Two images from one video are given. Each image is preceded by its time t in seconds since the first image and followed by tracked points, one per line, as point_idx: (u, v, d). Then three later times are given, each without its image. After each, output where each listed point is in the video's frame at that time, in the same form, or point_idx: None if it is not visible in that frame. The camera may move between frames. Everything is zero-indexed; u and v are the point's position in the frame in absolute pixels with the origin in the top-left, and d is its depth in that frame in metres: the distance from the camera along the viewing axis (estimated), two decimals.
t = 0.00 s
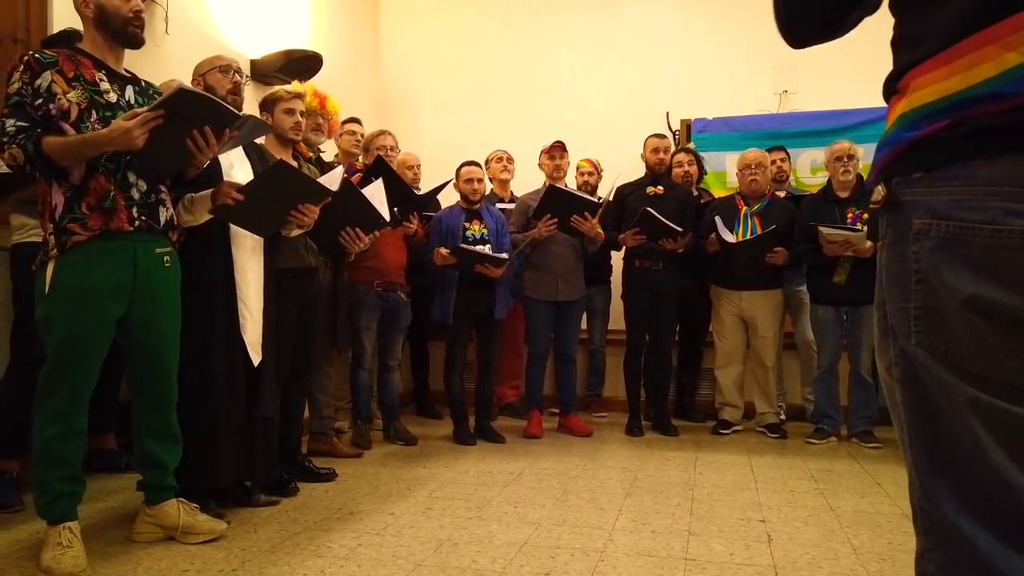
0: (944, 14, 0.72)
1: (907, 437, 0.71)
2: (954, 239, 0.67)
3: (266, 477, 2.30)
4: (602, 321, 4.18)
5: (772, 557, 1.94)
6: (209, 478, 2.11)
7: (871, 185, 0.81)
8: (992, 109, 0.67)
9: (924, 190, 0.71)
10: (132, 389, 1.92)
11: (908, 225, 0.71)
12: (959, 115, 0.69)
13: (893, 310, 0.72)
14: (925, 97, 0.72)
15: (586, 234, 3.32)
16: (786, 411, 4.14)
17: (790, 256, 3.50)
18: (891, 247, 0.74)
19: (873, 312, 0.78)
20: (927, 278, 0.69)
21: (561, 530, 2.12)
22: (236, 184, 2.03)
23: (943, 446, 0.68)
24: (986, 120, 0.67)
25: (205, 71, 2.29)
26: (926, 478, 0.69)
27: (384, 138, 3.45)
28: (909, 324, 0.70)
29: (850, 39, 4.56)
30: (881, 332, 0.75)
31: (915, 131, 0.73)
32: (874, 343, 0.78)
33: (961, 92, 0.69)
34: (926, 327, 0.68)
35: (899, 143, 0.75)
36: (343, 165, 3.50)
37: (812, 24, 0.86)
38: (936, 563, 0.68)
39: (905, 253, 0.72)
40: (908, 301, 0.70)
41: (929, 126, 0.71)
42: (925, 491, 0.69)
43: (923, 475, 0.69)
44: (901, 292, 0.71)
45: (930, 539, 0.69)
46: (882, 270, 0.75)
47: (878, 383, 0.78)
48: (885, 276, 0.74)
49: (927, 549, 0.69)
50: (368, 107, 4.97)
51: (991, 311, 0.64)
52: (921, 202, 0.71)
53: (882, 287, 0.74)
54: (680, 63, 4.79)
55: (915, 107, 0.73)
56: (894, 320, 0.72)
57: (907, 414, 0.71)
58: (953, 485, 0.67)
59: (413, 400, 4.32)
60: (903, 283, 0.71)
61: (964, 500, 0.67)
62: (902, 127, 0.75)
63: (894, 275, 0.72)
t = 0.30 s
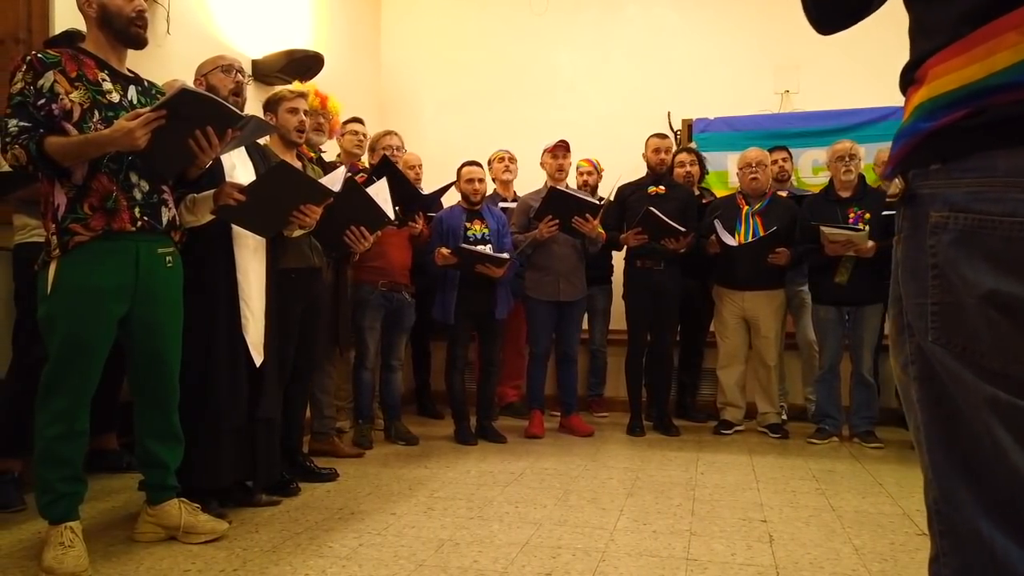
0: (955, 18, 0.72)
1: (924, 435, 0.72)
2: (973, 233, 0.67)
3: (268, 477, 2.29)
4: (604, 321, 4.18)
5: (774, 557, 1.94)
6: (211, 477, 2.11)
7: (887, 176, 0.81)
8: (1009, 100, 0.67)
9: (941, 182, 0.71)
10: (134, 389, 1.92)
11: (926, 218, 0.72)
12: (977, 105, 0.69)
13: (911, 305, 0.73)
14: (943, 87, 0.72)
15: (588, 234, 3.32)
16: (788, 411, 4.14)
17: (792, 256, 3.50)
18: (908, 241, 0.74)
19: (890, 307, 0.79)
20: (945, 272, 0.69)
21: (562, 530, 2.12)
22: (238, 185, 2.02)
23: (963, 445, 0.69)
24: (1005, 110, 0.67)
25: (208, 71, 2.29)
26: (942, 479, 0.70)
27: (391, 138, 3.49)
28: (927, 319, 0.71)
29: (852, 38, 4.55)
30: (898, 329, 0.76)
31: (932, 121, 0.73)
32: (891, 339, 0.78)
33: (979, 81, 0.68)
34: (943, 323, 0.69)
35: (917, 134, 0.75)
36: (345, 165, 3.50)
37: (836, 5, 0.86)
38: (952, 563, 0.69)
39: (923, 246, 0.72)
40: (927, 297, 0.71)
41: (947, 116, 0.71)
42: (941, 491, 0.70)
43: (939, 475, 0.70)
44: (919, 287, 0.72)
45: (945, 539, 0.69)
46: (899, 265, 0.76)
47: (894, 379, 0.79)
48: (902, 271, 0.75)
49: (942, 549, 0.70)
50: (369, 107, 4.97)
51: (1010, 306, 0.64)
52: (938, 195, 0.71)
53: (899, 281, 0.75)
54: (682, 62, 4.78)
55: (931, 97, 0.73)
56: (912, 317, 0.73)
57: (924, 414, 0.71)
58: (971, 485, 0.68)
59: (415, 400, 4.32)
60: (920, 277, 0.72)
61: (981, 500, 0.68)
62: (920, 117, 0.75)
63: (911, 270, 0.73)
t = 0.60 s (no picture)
0: (956, 20, 0.72)
1: (928, 435, 0.72)
2: (977, 232, 0.67)
3: (269, 477, 2.29)
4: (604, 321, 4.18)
5: (775, 557, 1.94)
6: (212, 477, 2.11)
7: (892, 175, 0.81)
8: (1012, 98, 0.66)
9: (944, 182, 0.71)
10: (136, 389, 1.92)
11: (929, 217, 0.72)
12: (981, 104, 0.68)
13: (915, 305, 0.73)
14: (948, 85, 0.72)
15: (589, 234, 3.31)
16: (789, 411, 4.14)
17: (793, 255, 3.49)
18: (911, 240, 0.74)
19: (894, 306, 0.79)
20: (948, 272, 0.69)
21: (564, 530, 2.13)
22: (239, 186, 2.01)
23: (966, 444, 0.69)
24: (1007, 109, 0.67)
25: (210, 71, 2.29)
26: (946, 480, 0.70)
27: (393, 138, 3.48)
28: (930, 319, 0.71)
29: (853, 38, 4.55)
30: (902, 328, 0.76)
31: (936, 120, 0.73)
32: (896, 338, 0.78)
33: (984, 80, 0.68)
34: (947, 323, 0.69)
35: (922, 132, 0.74)
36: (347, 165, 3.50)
37: None
38: (956, 563, 0.69)
39: (926, 246, 0.72)
40: (930, 297, 0.71)
41: (951, 115, 0.71)
42: (945, 492, 0.70)
43: (943, 476, 0.70)
44: (922, 287, 0.72)
45: (950, 539, 0.70)
46: (902, 264, 0.76)
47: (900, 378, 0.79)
48: (906, 270, 0.75)
49: (946, 549, 0.70)
50: (369, 107, 4.97)
51: (1014, 306, 0.64)
52: (941, 195, 0.71)
53: (902, 281, 0.75)
54: (682, 62, 4.78)
55: (935, 96, 0.73)
56: (916, 316, 0.73)
57: (929, 415, 0.72)
58: (975, 486, 0.68)
59: (416, 400, 4.32)
60: (924, 276, 0.72)
61: (984, 501, 0.68)
62: (924, 116, 0.75)
63: (914, 270, 0.73)
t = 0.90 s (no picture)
0: (957, 21, 0.72)
1: (929, 436, 0.72)
2: (975, 233, 0.67)
3: (270, 477, 2.29)
4: (605, 321, 4.18)
5: (775, 557, 1.94)
6: (213, 477, 2.11)
7: (894, 175, 0.82)
8: (1011, 99, 0.66)
9: (944, 182, 0.71)
10: (137, 389, 1.92)
11: (928, 218, 0.72)
12: (981, 105, 0.68)
13: (915, 306, 0.73)
14: (946, 87, 0.72)
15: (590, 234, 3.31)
16: (790, 411, 4.14)
17: (794, 254, 3.49)
18: (911, 241, 0.74)
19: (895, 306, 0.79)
20: (946, 272, 0.69)
21: (564, 530, 2.13)
22: (240, 185, 2.02)
23: (966, 444, 0.69)
24: (1006, 110, 0.66)
25: (212, 71, 2.29)
26: (946, 481, 0.70)
27: (395, 138, 3.48)
28: (929, 320, 0.71)
29: (854, 38, 4.55)
30: (903, 328, 0.77)
31: (936, 120, 0.73)
32: (898, 338, 0.78)
33: (984, 80, 0.68)
34: (946, 323, 0.69)
35: (921, 133, 0.75)
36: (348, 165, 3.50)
37: None
38: (957, 564, 0.69)
39: (925, 246, 0.72)
40: (929, 298, 0.71)
41: (951, 115, 0.71)
42: (947, 493, 0.70)
43: (943, 477, 0.70)
44: (922, 287, 0.72)
45: (949, 538, 0.70)
46: (903, 264, 0.76)
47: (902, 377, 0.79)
48: (906, 271, 0.75)
49: (947, 550, 0.70)
50: (370, 107, 4.98)
51: (1011, 306, 0.64)
52: (940, 196, 0.71)
53: (902, 282, 0.75)
54: (683, 62, 4.78)
55: (935, 96, 0.73)
56: (916, 317, 0.73)
57: (930, 415, 0.72)
58: (975, 487, 0.68)
59: (417, 400, 4.32)
60: (923, 276, 0.72)
61: (986, 502, 0.67)
62: (925, 116, 0.75)
63: (913, 271, 0.73)
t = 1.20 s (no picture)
0: (957, 22, 0.72)
1: (930, 435, 0.73)
2: (974, 233, 0.67)
3: (270, 477, 2.29)
4: (605, 321, 4.18)
5: (776, 558, 1.93)
6: (213, 478, 2.11)
7: (897, 174, 0.82)
8: (1011, 100, 0.66)
9: (944, 182, 0.71)
10: (137, 389, 1.92)
11: (928, 218, 0.72)
12: (981, 105, 0.68)
13: (915, 305, 0.73)
14: (947, 87, 0.72)
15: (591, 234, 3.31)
16: (790, 411, 4.14)
17: (794, 254, 3.49)
18: (911, 242, 0.74)
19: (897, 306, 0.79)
20: (947, 271, 0.69)
21: (564, 530, 2.13)
22: (242, 185, 2.02)
23: (966, 444, 0.69)
24: (1006, 110, 0.66)
25: (214, 71, 2.29)
26: (947, 480, 0.70)
27: (393, 138, 3.48)
28: (930, 319, 0.71)
29: (855, 38, 4.55)
30: (904, 328, 0.77)
31: (937, 120, 0.73)
32: (900, 337, 0.78)
33: (983, 80, 0.68)
34: (946, 323, 0.69)
35: (924, 132, 0.75)
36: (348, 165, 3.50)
37: None
38: (958, 564, 0.69)
39: (926, 247, 0.72)
40: (930, 297, 0.71)
41: (952, 115, 0.71)
42: (948, 492, 0.70)
43: (945, 477, 0.70)
44: (922, 287, 0.72)
45: (950, 540, 0.70)
46: (904, 263, 0.76)
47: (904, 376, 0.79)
48: (907, 270, 0.75)
49: (948, 550, 0.70)
50: (370, 107, 4.98)
51: (1011, 306, 0.64)
52: (940, 196, 0.71)
53: (903, 283, 0.75)
54: (683, 62, 4.78)
55: (936, 96, 0.73)
56: (917, 317, 0.73)
57: (931, 414, 0.72)
58: (976, 486, 0.68)
59: (417, 400, 4.33)
60: (924, 276, 0.72)
61: (987, 502, 0.67)
62: (926, 116, 0.75)
63: (914, 271, 0.74)
